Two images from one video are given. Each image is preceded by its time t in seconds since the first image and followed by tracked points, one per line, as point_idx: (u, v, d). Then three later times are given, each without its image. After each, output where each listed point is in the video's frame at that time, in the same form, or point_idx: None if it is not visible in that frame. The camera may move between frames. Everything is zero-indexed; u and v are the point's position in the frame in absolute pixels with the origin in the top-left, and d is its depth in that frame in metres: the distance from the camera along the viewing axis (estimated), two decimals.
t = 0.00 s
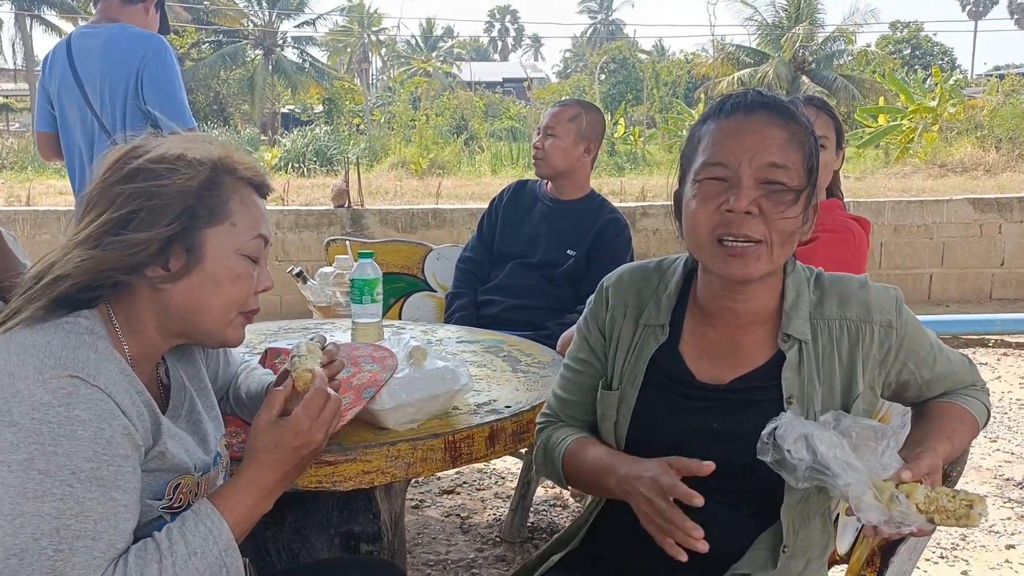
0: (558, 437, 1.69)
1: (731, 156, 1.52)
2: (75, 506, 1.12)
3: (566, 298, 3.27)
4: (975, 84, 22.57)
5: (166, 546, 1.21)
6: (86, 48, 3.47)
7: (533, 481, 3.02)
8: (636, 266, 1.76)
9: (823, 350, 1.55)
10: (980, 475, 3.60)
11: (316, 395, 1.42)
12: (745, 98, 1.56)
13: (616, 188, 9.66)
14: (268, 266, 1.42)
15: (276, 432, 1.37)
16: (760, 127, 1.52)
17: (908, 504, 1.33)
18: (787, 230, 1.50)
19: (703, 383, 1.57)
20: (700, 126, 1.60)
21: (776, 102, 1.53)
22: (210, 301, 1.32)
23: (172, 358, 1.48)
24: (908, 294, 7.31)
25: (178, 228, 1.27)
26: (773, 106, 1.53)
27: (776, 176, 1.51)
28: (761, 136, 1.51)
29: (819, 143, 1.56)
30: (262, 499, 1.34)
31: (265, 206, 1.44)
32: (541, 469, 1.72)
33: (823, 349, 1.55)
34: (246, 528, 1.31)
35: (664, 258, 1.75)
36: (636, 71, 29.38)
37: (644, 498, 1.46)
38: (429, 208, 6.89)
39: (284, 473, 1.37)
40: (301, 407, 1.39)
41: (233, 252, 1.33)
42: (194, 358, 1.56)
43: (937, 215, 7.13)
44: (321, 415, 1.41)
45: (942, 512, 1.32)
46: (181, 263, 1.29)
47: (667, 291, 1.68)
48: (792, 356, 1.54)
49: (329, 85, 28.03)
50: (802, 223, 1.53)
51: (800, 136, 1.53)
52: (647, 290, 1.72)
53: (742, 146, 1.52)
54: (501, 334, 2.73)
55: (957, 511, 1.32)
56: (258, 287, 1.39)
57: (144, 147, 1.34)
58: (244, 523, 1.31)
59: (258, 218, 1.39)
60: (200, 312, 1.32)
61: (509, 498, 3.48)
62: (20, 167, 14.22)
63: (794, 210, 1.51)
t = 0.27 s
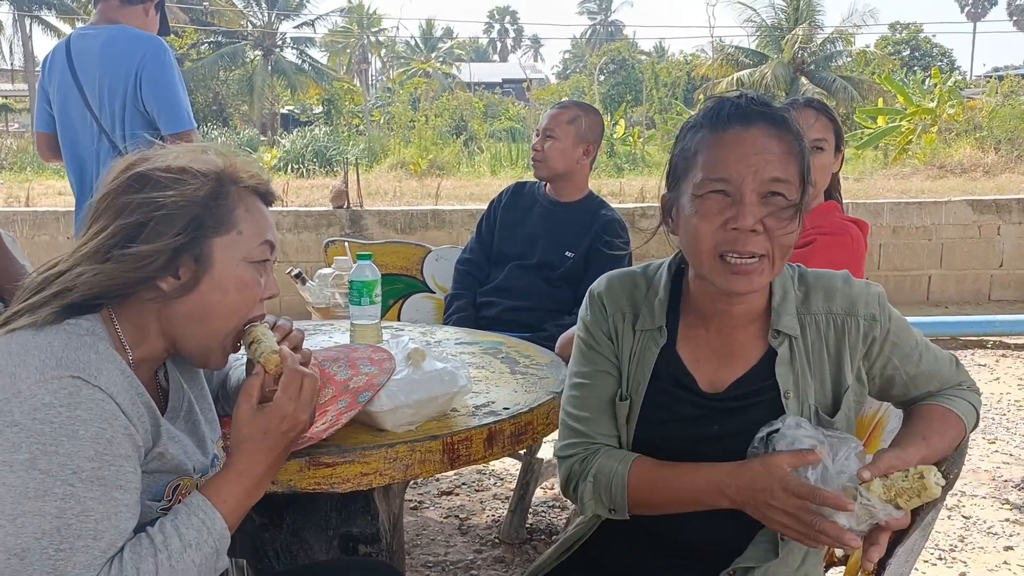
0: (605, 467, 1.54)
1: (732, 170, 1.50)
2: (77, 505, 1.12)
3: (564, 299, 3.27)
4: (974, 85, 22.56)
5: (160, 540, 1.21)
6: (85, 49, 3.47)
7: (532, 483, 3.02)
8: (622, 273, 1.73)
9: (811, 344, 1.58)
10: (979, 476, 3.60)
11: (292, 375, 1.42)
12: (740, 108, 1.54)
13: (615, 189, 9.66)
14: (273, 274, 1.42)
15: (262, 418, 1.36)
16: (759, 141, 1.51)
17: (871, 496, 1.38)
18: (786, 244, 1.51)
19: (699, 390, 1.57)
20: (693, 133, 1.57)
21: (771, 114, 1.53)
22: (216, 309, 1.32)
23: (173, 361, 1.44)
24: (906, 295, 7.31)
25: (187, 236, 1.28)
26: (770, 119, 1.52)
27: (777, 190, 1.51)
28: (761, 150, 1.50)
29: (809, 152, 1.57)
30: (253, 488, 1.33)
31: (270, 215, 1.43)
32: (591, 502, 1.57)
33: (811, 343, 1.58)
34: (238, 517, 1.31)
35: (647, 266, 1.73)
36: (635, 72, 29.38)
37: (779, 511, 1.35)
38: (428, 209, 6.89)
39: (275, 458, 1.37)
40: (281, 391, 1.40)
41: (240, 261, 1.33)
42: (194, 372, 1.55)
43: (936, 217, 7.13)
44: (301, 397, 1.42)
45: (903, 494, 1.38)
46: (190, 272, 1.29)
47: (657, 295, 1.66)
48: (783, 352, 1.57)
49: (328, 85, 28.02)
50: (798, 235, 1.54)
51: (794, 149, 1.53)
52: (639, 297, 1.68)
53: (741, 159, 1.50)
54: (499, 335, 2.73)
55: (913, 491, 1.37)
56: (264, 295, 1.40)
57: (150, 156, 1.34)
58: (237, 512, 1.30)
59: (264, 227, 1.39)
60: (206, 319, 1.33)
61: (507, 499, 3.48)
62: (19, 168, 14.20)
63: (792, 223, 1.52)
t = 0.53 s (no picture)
0: (613, 476, 1.54)
1: (737, 179, 1.50)
2: (81, 506, 1.12)
3: (563, 301, 3.27)
4: (972, 87, 22.57)
5: (164, 541, 1.21)
6: (85, 51, 3.47)
7: (531, 484, 3.02)
8: (619, 277, 1.72)
9: (810, 345, 1.59)
10: (978, 478, 3.60)
11: (289, 373, 1.43)
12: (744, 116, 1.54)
13: (614, 190, 9.66)
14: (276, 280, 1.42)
15: (261, 417, 1.37)
16: (764, 150, 1.51)
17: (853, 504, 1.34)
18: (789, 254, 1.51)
19: (696, 390, 1.57)
20: (696, 139, 1.56)
21: (776, 122, 1.53)
22: (220, 314, 1.33)
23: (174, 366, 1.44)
24: (905, 296, 7.31)
25: (193, 241, 1.28)
26: (775, 128, 1.52)
27: (781, 200, 1.51)
28: (766, 160, 1.50)
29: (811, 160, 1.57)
30: (256, 487, 1.34)
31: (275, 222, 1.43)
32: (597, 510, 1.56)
33: (810, 344, 1.59)
34: (241, 516, 1.31)
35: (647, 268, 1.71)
36: (634, 73, 29.39)
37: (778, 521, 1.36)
38: (427, 210, 6.89)
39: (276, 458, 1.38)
40: (281, 389, 1.41)
41: (245, 266, 1.33)
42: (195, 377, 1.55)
43: (935, 218, 7.14)
44: (300, 395, 1.44)
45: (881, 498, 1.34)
46: (194, 278, 1.29)
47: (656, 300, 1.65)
48: (782, 352, 1.57)
49: (328, 86, 28.03)
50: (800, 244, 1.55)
51: (797, 158, 1.53)
52: (638, 302, 1.67)
53: (746, 169, 1.50)
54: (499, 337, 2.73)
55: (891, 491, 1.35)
56: (267, 300, 1.40)
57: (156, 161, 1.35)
58: (240, 511, 1.31)
59: (269, 234, 1.39)
60: (208, 323, 1.33)
61: (506, 500, 3.48)
62: (18, 168, 14.19)
63: (796, 233, 1.52)
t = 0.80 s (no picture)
0: (593, 485, 1.55)
1: (730, 178, 1.51)
2: (84, 511, 1.12)
3: (563, 303, 3.27)
4: (971, 87, 22.58)
5: (169, 546, 1.21)
6: (85, 53, 3.47)
7: (531, 486, 3.02)
8: (602, 285, 1.72)
9: (795, 339, 1.61)
10: (978, 479, 3.61)
11: (293, 379, 1.43)
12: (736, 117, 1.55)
13: (614, 191, 9.67)
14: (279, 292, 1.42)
15: (263, 425, 1.37)
16: (756, 151, 1.52)
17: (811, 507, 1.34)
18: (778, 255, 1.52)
19: (690, 391, 1.58)
20: (689, 139, 1.57)
21: (767, 123, 1.55)
22: (223, 322, 1.33)
23: (178, 375, 1.47)
24: (905, 297, 7.32)
25: (199, 250, 1.28)
26: (767, 130, 1.54)
27: (774, 200, 1.52)
28: (758, 160, 1.52)
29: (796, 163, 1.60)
30: (262, 492, 1.34)
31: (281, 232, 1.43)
32: (586, 521, 1.57)
33: (795, 338, 1.61)
34: (247, 521, 1.32)
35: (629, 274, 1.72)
36: (633, 74, 29.39)
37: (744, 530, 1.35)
38: (427, 211, 6.88)
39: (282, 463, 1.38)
40: (284, 396, 1.41)
41: (249, 277, 1.33)
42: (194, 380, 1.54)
43: (934, 219, 7.15)
44: (304, 398, 1.44)
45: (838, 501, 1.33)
46: (198, 287, 1.30)
47: (641, 304, 1.65)
48: (770, 346, 1.59)
49: (327, 88, 28.02)
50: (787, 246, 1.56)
51: (786, 160, 1.56)
52: (622, 307, 1.67)
53: (739, 168, 1.51)
54: (499, 340, 2.73)
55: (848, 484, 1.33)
56: (269, 311, 1.39)
57: (161, 167, 1.35)
58: (245, 518, 1.31)
59: (274, 244, 1.38)
60: (211, 331, 1.33)
61: (506, 502, 3.48)
62: (16, 170, 14.17)
63: (786, 233, 1.53)
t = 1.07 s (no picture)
0: (588, 484, 1.56)
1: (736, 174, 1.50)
2: (85, 513, 1.12)
3: (563, 304, 3.27)
4: (970, 88, 22.60)
5: (172, 548, 1.21)
6: (84, 55, 3.47)
7: (531, 487, 3.02)
8: (597, 288, 1.72)
9: (784, 326, 1.60)
10: (978, 480, 3.60)
11: (298, 381, 1.44)
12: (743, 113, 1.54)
13: (614, 191, 9.67)
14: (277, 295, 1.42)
15: (268, 428, 1.38)
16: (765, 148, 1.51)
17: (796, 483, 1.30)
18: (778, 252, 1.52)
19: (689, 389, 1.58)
20: (695, 132, 1.55)
21: (773, 122, 1.53)
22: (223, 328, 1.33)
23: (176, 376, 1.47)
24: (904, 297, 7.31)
25: (202, 254, 1.28)
26: (773, 127, 1.53)
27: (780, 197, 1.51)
28: (765, 158, 1.50)
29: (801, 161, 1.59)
30: (267, 492, 1.35)
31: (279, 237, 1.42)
32: (586, 526, 1.58)
33: (784, 325, 1.60)
34: (252, 523, 1.32)
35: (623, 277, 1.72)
36: (633, 75, 29.40)
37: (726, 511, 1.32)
38: (426, 212, 6.88)
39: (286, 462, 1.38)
40: (289, 399, 1.41)
41: (250, 281, 1.34)
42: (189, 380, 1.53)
43: (934, 220, 7.15)
44: (309, 400, 1.44)
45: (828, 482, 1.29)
46: (198, 292, 1.30)
47: (635, 305, 1.65)
48: (760, 338, 1.59)
49: (326, 89, 28.02)
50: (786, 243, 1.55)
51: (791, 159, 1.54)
52: (618, 308, 1.68)
53: (745, 165, 1.50)
54: (499, 340, 2.73)
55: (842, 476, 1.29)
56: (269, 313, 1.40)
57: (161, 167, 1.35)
58: (250, 518, 1.31)
59: (275, 248, 1.38)
60: (211, 338, 1.33)
61: (506, 503, 3.48)
62: (15, 171, 14.16)
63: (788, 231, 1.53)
